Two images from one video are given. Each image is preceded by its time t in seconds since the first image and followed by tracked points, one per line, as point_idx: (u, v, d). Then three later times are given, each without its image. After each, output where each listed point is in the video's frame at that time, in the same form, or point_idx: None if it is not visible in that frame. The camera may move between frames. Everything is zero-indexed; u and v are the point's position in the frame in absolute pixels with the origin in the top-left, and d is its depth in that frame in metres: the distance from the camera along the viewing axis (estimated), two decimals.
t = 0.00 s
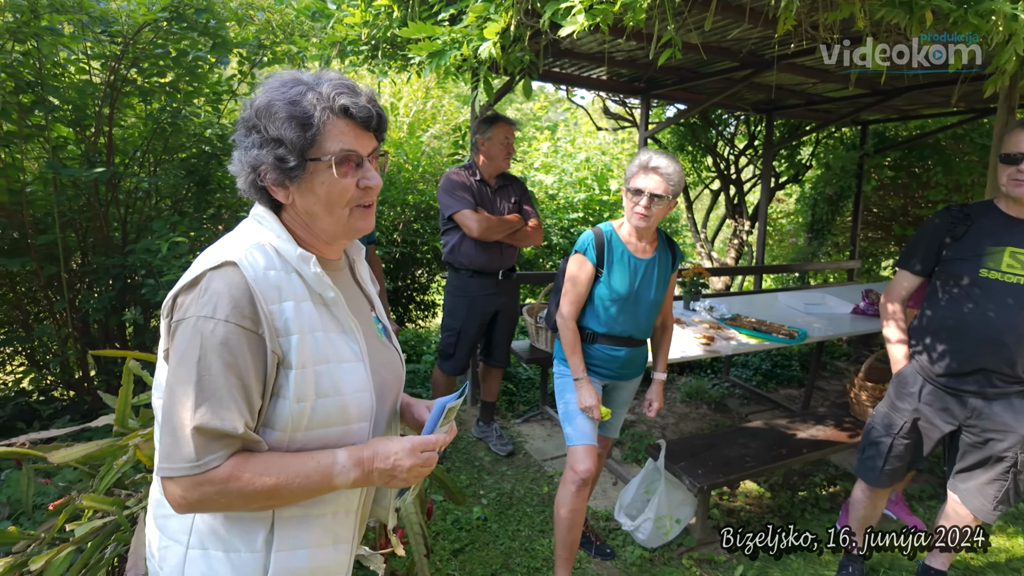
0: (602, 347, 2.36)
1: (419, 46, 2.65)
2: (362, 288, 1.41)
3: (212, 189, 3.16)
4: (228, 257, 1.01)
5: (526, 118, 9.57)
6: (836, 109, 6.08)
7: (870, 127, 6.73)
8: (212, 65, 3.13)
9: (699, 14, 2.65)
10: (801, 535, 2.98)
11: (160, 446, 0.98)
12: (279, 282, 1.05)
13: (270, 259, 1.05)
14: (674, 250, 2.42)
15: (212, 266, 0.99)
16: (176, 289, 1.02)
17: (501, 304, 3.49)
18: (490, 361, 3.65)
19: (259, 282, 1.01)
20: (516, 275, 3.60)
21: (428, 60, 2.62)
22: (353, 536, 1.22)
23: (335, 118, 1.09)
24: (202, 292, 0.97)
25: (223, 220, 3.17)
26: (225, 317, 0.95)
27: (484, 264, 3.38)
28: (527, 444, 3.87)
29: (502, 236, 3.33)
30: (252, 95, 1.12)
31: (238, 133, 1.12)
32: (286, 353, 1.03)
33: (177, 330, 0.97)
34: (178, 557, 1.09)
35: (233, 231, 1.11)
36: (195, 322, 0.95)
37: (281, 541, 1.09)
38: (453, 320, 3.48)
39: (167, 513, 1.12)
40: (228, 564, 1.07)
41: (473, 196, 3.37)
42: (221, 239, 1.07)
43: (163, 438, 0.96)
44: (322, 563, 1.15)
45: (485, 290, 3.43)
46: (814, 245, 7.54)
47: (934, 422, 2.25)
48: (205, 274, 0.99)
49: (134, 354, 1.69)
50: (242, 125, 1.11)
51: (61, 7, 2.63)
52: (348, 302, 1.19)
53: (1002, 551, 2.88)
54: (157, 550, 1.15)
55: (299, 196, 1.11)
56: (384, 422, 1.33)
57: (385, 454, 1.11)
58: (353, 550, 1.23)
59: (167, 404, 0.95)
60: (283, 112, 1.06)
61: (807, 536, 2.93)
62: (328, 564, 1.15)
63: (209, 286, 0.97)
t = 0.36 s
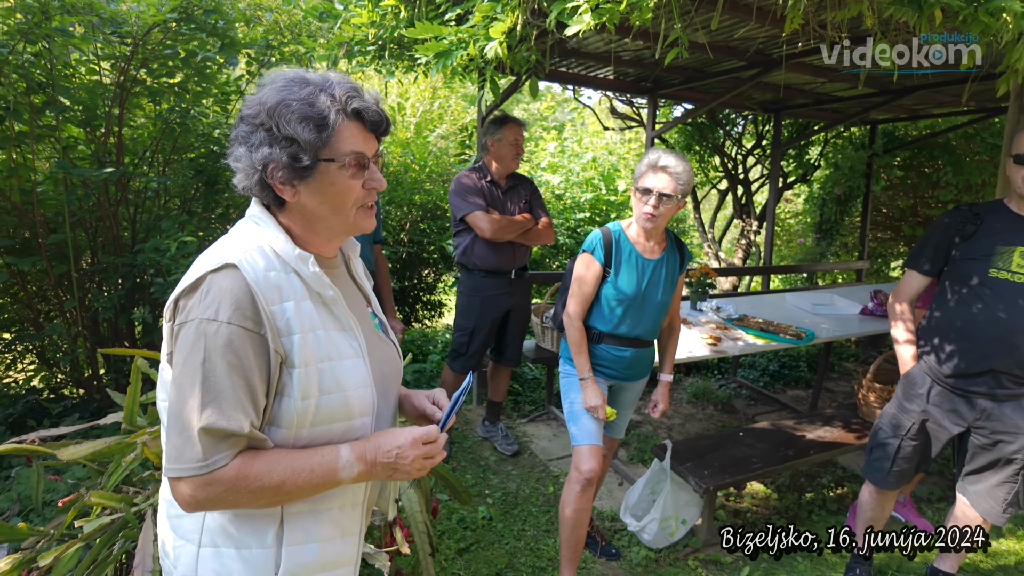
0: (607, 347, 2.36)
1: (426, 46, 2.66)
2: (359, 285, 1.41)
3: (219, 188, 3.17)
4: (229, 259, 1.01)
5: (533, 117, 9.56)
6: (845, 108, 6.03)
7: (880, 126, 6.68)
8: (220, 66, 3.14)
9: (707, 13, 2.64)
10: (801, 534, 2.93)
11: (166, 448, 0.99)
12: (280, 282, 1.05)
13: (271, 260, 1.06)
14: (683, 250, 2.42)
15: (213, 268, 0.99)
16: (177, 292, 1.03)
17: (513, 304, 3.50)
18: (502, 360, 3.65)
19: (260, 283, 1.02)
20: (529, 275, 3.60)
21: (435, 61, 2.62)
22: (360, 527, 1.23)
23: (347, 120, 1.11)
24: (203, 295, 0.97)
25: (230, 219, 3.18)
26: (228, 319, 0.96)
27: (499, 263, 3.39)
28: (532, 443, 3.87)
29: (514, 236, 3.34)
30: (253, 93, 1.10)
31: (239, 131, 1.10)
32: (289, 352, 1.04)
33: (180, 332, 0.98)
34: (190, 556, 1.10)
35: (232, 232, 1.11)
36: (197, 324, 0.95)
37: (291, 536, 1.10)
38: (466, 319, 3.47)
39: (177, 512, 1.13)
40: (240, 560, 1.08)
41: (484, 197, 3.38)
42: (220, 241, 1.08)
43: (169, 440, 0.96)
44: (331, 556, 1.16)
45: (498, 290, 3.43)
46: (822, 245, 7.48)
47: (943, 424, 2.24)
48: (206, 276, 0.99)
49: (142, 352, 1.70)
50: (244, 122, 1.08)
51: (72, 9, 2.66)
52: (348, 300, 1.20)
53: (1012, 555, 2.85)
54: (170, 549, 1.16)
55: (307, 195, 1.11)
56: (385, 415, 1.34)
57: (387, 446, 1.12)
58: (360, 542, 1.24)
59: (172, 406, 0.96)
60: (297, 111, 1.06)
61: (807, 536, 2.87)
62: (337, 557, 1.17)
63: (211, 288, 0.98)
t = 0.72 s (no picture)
0: (610, 348, 2.36)
1: (430, 47, 2.67)
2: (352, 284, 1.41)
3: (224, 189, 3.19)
4: (243, 261, 1.00)
5: (537, 118, 9.57)
6: (850, 109, 6.01)
7: (885, 127, 6.65)
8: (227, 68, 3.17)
9: (711, 13, 2.64)
10: (801, 534, 2.94)
11: (193, 457, 0.97)
12: (295, 283, 1.05)
13: (284, 261, 1.05)
14: (689, 251, 2.42)
15: (229, 272, 0.98)
16: (186, 299, 1.00)
17: (524, 304, 3.48)
18: (510, 360, 3.63)
19: (277, 284, 1.01)
20: (539, 275, 3.59)
21: (440, 61, 2.63)
22: (375, 518, 1.26)
23: (354, 116, 1.13)
24: (222, 299, 0.96)
25: (236, 220, 3.20)
26: (251, 320, 0.96)
27: (508, 264, 3.39)
28: (536, 444, 3.87)
29: (523, 236, 3.35)
30: (254, 95, 1.08)
31: (246, 134, 1.07)
32: (307, 351, 1.05)
33: (199, 338, 0.96)
34: (214, 561, 1.09)
35: (233, 235, 1.09)
36: (221, 328, 0.94)
37: (315, 531, 1.11)
38: (475, 319, 3.48)
39: (196, 519, 1.11)
40: (267, 561, 1.07)
41: (494, 199, 3.38)
42: (226, 245, 1.06)
43: (199, 447, 0.95)
44: (353, 546, 1.19)
45: (510, 290, 3.43)
46: (827, 246, 7.44)
47: (949, 426, 2.22)
48: (221, 281, 0.98)
49: (147, 351, 1.71)
50: (253, 124, 1.07)
51: (80, 11, 2.67)
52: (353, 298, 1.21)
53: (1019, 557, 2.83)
54: (187, 557, 1.14)
55: (324, 192, 1.11)
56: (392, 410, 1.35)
57: (402, 436, 1.17)
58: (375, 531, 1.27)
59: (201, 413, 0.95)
60: (312, 110, 1.07)
61: (807, 536, 2.87)
62: (358, 547, 1.19)
63: (229, 291, 0.96)
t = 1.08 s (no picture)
0: (610, 347, 2.36)
1: (433, 47, 2.67)
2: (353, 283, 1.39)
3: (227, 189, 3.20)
4: (262, 263, 0.99)
5: (541, 119, 9.56)
6: (854, 109, 5.99)
7: (890, 127, 6.62)
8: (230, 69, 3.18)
9: (714, 13, 2.63)
10: (802, 535, 2.94)
11: (217, 462, 0.95)
12: (312, 283, 1.05)
13: (300, 262, 1.05)
14: (689, 251, 2.42)
15: (248, 274, 0.97)
16: (202, 302, 0.99)
17: (526, 304, 3.47)
18: (512, 360, 3.62)
19: (296, 285, 1.01)
20: (542, 275, 3.59)
21: (443, 62, 2.64)
22: (384, 513, 1.28)
23: (363, 119, 1.15)
24: (243, 301, 0.95)
25: (239, 220, 3.21)
26: (275, 322, 0.95)
27: (512, 264, 3.39)
28: (539, 445, 3.86)
29: (527, 237, 3.35)
30: (265, 97, 1.08)
31: (258, 137, 1.07)
32: (325, 352, 1.05)
33: (220, 341, 0.95)
34: (232, 563, 1.07)
35: (243, 238, 1.07)
36: (243, 331, 0.94)
37: (332, 528, 1.12)
38: (478, 319, 3.48)
39: (210, 523, 1.10)
40: (286, 561, 1.07)
41: (500, 200, 3.38)
42: (239, 247, 1.04)
43: (224, 451, 0.94)
44: (365, 541, 1.20)
45: (512, 290, 3.42)
46: (831, 247, 7.42)
47: (953, 428, 2.21)
48: (240, 283, 0.97)
49: (149, 352, 1.71)
50: (266, 127, 1.06)
51: (84, 12, 2.68)
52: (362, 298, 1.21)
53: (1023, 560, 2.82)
54: (199, 562, 1.12)
55: (337, 194, 1.12)
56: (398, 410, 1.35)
57: (412, 432, 1.20)
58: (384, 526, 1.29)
59: (226, 416, 0.93)
60: (327, 113, 1.07)
61: (808, 537, 2.87)
62: (370, 542, 1.21)
63: (250, 293, 0.96)
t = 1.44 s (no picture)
0: (611, 347, 2.35)
1: (435, 48, 2.68)
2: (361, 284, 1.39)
3: (230, 190, 3.21)
4: (277, 259, 0.99)
5: (543, 119, 9.55)
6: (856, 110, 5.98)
7: (893, 128, 6.60)
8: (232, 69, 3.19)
9: (716, 14, 2.63)
10: (802, 535, 2.94)
11: (226, 458, 0.95)
12: (325, 281, 1.05)
13: (313, 260, 1.05)
14: (687, 249, 2.41)
15: (263, 269, 0.97)
16: (216, 297, 0.98)
17: (523, 304, 3.47)
18: (511, 360, 3.62)
19: (311, 282, 1.01)
20: (539, 275, 3.58)
21: (445, 62, 2.64)
22: (389, 514, 1.28)
23: (381, 124, 1.16)
24: (258, 296, 0.95)
25: (241, 221, 3.22)
26: (289, 318, 0.95)
27: (508, 264, 3.39)
28: (541, 445, 3.86)
29: (525, 238, 3.35)
30: (287, 96, 1.07)
31: (278, 135, 1.06)
32: (337, 350, 1.05)
33: (233, 336, 0.94)
34: (236, 561, 1.07)
35: (257, 235, 1.07)
36: (257, 326, 0.93)
37: (337, 527, 1.12)
38: (475, 319, 3.48)
39: (215, 519, 1.10)
40: (292, 559, 1.07)
41: (498, 200, 3.38)
42: (253, 243, 1.04)
43: (234, 446, 0.93)
44: (370, 541, 1.20)
45: (509, 290, 3.42)
46: (834, 248, 7.40)
47: (956, 430, 2.20)
48: (255, 278, 0.96)
49: (149, 352, 1.70)
50: (288, 125, 1.06)
51: (87, 13, 2.68)
52: (372, 298, 1.21)
53: None
54: (203, 559, 1.12)
55: (352, 196, 1.13)
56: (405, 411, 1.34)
57: (419, 434, 1.21)
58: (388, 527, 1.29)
59: (236, 411, 0.93)
60: (349, 116, 1.08)
61: (808, 537, 2.87)
62: (375, 543, 1.21)
63: (265, 289, 0.96)
